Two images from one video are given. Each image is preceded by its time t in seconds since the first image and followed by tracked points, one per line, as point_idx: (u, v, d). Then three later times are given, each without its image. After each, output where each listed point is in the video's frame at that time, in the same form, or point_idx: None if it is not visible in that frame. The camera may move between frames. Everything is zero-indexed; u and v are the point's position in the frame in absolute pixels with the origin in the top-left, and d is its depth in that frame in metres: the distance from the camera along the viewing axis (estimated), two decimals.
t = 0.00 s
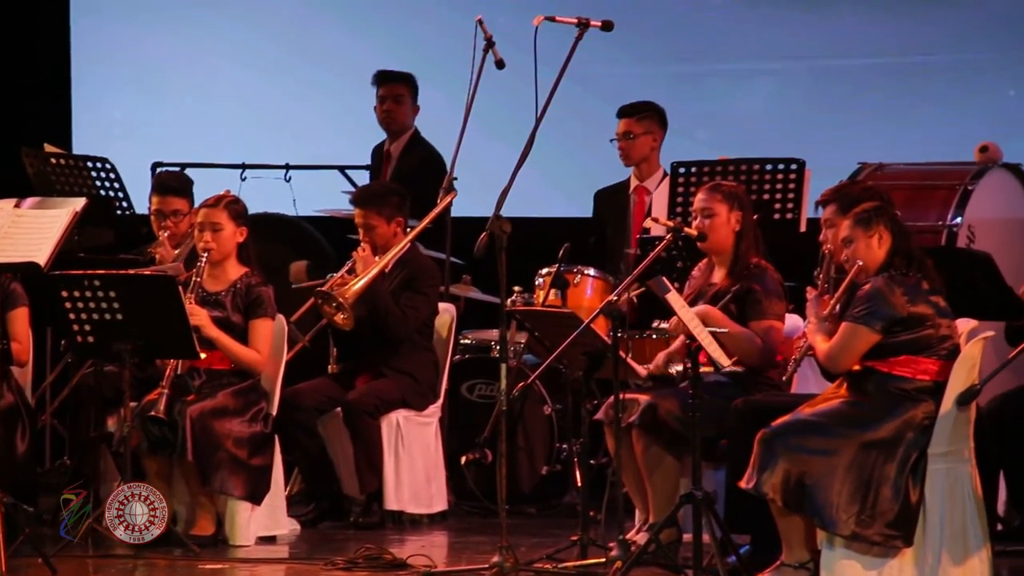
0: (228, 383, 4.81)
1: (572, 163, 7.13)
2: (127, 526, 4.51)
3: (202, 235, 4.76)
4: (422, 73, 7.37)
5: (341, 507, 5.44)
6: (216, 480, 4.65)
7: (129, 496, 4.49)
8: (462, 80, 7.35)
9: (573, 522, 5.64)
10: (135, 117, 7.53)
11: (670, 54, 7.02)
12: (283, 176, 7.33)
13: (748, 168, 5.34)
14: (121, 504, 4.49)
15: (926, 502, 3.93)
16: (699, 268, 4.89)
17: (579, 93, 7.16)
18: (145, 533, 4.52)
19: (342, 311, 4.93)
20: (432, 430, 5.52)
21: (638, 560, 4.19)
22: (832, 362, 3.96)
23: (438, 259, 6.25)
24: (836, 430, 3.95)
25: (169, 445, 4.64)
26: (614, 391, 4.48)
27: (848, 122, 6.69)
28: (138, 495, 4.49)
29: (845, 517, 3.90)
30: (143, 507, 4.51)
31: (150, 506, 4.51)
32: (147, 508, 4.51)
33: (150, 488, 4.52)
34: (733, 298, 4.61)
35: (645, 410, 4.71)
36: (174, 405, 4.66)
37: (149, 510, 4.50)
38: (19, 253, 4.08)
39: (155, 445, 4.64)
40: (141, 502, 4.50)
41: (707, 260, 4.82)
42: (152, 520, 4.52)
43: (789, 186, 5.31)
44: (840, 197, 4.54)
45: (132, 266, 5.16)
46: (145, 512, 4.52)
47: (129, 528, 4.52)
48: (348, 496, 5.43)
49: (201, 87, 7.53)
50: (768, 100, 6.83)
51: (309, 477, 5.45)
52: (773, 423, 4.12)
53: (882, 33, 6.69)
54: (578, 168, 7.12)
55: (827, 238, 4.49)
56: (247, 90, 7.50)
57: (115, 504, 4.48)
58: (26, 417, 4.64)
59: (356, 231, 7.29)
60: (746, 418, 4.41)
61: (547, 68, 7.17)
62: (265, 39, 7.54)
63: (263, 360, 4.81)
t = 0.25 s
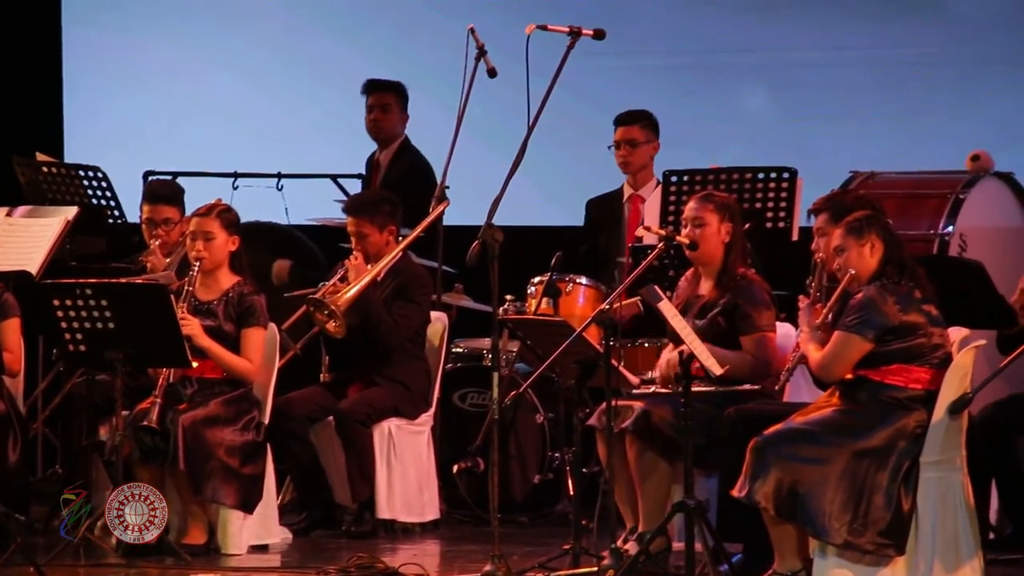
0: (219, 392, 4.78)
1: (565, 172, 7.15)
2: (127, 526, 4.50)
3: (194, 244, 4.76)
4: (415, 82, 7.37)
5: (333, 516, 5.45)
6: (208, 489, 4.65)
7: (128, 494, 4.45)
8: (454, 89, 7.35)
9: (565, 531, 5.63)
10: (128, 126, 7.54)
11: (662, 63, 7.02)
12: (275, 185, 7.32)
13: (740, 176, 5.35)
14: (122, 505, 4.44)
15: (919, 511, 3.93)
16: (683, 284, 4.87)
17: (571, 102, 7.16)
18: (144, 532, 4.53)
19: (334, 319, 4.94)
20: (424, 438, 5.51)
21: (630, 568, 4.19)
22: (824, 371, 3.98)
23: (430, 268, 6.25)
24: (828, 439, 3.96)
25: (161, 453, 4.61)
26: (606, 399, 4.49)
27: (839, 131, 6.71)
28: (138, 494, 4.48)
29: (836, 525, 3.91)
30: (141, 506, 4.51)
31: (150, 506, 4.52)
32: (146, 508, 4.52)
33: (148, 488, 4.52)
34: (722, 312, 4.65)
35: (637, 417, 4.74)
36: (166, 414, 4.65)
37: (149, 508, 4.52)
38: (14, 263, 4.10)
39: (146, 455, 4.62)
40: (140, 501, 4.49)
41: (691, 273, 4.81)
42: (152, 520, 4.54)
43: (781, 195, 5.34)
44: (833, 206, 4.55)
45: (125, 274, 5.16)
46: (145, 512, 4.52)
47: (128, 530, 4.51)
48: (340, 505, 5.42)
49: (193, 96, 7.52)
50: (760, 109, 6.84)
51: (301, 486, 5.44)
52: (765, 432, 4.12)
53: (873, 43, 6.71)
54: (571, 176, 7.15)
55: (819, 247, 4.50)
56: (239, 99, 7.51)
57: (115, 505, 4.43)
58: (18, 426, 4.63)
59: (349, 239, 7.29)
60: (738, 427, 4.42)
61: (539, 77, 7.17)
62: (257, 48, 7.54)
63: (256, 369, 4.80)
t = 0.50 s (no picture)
0: (214, 400, 4.77)
1: (560, 180, 7.15)
2: (127, 526, 4.49)
3: (188, 252, 4.76)
4: (410, 89, 7.37)
5: (329, 523, 5.45)
6: (203, 496, 4.62)
7: (128, 495, 4.46)
8: (450, 96, 7.36)
9: (560, 538, 5.63)
10: (122, 133, 7.54)
11: (657, 70, 7.02)
12: (270, 192, 7.33)
13: (735, 184, 5.36)
14: (121, 504, 4.45)
15: (914, 517, 3.96)
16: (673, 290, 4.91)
17: (567, 109, 7.16)
18: (145, 532, 4.50)
19: (329, 326, 4.93)
20: (420, 445, 5.51)
21: None
22: (820, 378, 3.97)
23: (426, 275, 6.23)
24: (824, 447, 3.96)
25: (156, 460, 4.63)
26: (602, 406, 4.49)
27: (833, 137, 6.73)
28: (138, 494, 4.47)
29: (832, 532, 3.91)
30: (142, 506, 4.49)
31: (150, 506, 4.50)
32: (147, 508, 4.50)
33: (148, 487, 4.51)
34: (715, 321, 4.66)
35: (634, 423, 4.75)
36: (161, 421, 4.65)
37: (150, 507, 4.50)
38: (11, 271, 4.12)
39: (141, 461, 4.63)
40: (140, 501, 4.48)
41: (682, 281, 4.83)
42: (153, 520, 4.52)
43: (776, 203, 5.33)
44: (827, 213, 4.58)
45: (121, 281, 5.16)
46: (145, 512, 4.51)
47: (128, 529, 4.49)
48: (336, 512, 5.42)
49: (188, 103, 7.52)
50: (755, 116, 6.86)
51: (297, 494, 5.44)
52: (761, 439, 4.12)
53: (868, 49, 6.70)
54: (567, 183, 7.14)
55: (815, 254, 4.49)
56: (234, 106, 7.50)
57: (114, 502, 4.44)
58: (14, 434, 4.63)
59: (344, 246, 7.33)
60: (734, 434, 4.42)
61: (534, 84, 7.17)
62: (252, 55, 7.53)
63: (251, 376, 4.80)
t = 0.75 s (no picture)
0: (214, 407, 4.78)
1: (560, 187, 7.16)
2: (127, 525, 4.46)
3: (189, 259, 4.75)
4: (410, 96, 7.38)
5: (329, 530, 5.46)
6: (203, 503, 4.61)
7: (128, 494, 4.44)
8: (450, 103, 7.36)
9: (561, 545, 5.62)
10: (122, 139, 7.55)
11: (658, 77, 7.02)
12: (270, 200, 7.33)
13: (735, 192, 5.36)
14: (121, 505, 4.44)
15: (914, 525, 3.95)
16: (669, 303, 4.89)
17: (568, 116, 7.15)
18: (145, 531, 4.47)
19: (331, 331, 4.94)
20: (420, 452, 5.49)
21: None
22: (819, 385, 3.99)
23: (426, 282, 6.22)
24: (824, 454, 3.96)
25: (156, 467, 4.64)
26: (602, 413, 4.49)
27: (833, 144, 6.74)
28: (137, 494, 4.45)
29: (833, 539, 3.91)
30: (142, 506, 4.47)
31: (150, 506, 4.48)
32: (147, 508, 4.48)
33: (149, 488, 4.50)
34: (714, 329, 4.66)
35: (635, 431, 4.75)
36: (161, 428, 4.66)
37: (150, 508, 4.48)
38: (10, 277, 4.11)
39: (142, 469, 4.62)
40: (140, 501, 4.46)
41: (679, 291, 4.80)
42: (153, 520, 4.49)
43: (776, 209, 5.33)
44: (827, 219, 4.59)
45: (121, 288, 5.15)
46: (145, 512, 4.48)
47: (128, 529, 4.46)
48: (336, 519, 5.41)
49: (189, 110, 7.53)
50: (756, 123, 6.86)
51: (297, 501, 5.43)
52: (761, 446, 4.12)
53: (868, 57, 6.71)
54: (567, 190, 7.15)
55: (815, 261, 4.53)
56: (234, 113, 7.51)
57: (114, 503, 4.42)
58: (13, 441, 4.63)
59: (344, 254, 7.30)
60: (734, 441, 4.42)
61: (535, 91, 7.18)
62: (252, 62, 7.53)
63: (252, 384, 4.79)
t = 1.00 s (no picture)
0: (219, 415, 4.75)
1: (563, 194, 7.15)
2: (127, 526, 4.36)
3: (193, 267, 4.76)
4: (414, 104, 7.38)
5: (333, 539, 5.42)
6: (207, 511, 4.56)
7: (128, 494, 4.34)
8: (454, 111, 7.35)
9: (565, 554, 5.62)
10: (126, 148, 7.57)
11: (661, 85, 7.02)
12: (274, 207, 7.37)
13: (739, 200, 5.36)
14: (121, 504, 4.33)
15: (918, 533, 3.94)
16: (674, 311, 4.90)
17: (571, 123, 7.15)
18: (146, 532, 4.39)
19: (337, 338, 4.93)
20: (424, 461, 5.48)
21: None
22: (824, 393, 4.00)
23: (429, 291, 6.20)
24: (829, 462, 3.97)
25: (161, 475, 4.58)
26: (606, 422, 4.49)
27: (836, 153, 6.75)
28: (138, 494, 4.36)
29: (837, 547, 3.92)
30: (141, 506, 4.38)
31: (150, 506, 4.40)
32: (147, 508, 4.40)
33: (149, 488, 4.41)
34: (718, 338, 4.66)
35: (638, 439, 4.72)
36: (165, 436, 4.60)
37: (150, 508, 4.40)
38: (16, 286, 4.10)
39: (146, 476, 4.60)
40: (140, 501, 4.37)
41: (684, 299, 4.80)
42: (153, 520, 4.41)
43: (780, 217, 5.34)
44: (832, 228, 4.62)
45: (125, 296, 5.15)
46: (145, 513, 4.39)
47: (128, 529, 4.36)
48: (341, 528, 5.41)
49: (193, 119, 7.55)
50: (759, 131, 6.86)
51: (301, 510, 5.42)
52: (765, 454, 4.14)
53: (871, 65, 6.71)
54: (571, 198, 7.14)
55: (819, 269, 4.56)
56: (239, 121, 7.52)
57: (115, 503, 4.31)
58: (17, 449, 4.62)
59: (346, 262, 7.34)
60: (738, 449, 4.42)
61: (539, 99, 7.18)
62: (256, 70, 7.54)
63: (255, 392, 4.78)
